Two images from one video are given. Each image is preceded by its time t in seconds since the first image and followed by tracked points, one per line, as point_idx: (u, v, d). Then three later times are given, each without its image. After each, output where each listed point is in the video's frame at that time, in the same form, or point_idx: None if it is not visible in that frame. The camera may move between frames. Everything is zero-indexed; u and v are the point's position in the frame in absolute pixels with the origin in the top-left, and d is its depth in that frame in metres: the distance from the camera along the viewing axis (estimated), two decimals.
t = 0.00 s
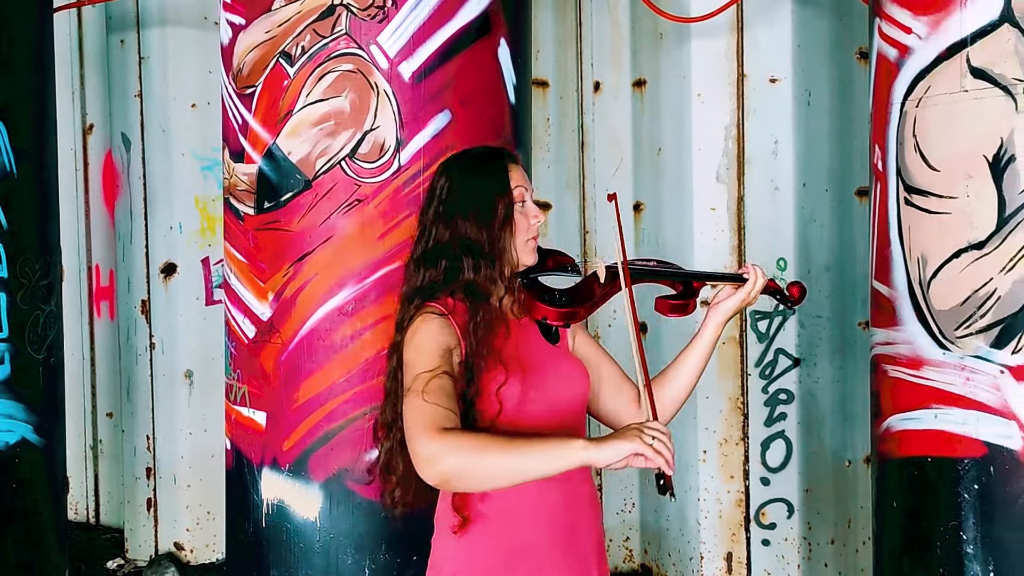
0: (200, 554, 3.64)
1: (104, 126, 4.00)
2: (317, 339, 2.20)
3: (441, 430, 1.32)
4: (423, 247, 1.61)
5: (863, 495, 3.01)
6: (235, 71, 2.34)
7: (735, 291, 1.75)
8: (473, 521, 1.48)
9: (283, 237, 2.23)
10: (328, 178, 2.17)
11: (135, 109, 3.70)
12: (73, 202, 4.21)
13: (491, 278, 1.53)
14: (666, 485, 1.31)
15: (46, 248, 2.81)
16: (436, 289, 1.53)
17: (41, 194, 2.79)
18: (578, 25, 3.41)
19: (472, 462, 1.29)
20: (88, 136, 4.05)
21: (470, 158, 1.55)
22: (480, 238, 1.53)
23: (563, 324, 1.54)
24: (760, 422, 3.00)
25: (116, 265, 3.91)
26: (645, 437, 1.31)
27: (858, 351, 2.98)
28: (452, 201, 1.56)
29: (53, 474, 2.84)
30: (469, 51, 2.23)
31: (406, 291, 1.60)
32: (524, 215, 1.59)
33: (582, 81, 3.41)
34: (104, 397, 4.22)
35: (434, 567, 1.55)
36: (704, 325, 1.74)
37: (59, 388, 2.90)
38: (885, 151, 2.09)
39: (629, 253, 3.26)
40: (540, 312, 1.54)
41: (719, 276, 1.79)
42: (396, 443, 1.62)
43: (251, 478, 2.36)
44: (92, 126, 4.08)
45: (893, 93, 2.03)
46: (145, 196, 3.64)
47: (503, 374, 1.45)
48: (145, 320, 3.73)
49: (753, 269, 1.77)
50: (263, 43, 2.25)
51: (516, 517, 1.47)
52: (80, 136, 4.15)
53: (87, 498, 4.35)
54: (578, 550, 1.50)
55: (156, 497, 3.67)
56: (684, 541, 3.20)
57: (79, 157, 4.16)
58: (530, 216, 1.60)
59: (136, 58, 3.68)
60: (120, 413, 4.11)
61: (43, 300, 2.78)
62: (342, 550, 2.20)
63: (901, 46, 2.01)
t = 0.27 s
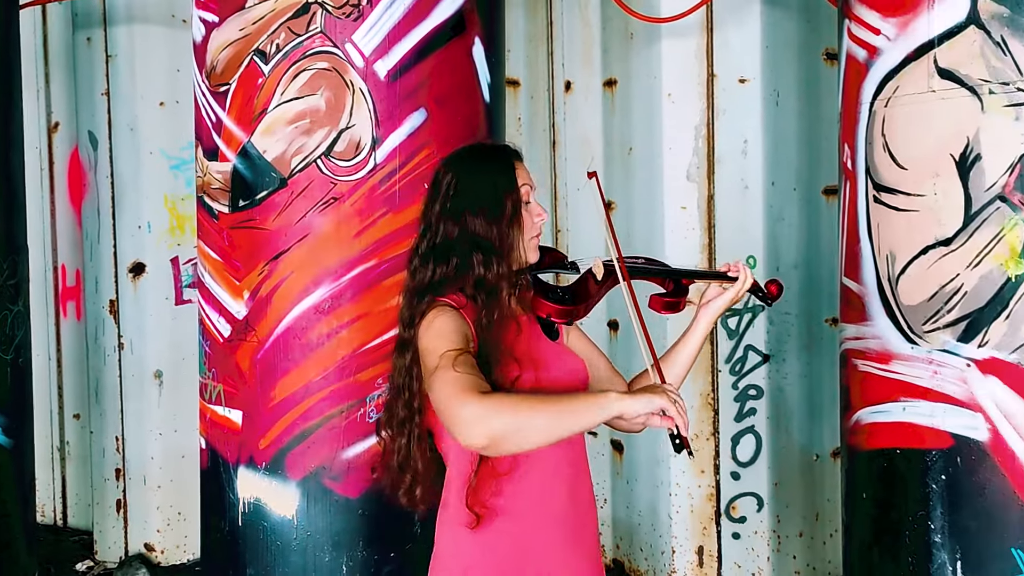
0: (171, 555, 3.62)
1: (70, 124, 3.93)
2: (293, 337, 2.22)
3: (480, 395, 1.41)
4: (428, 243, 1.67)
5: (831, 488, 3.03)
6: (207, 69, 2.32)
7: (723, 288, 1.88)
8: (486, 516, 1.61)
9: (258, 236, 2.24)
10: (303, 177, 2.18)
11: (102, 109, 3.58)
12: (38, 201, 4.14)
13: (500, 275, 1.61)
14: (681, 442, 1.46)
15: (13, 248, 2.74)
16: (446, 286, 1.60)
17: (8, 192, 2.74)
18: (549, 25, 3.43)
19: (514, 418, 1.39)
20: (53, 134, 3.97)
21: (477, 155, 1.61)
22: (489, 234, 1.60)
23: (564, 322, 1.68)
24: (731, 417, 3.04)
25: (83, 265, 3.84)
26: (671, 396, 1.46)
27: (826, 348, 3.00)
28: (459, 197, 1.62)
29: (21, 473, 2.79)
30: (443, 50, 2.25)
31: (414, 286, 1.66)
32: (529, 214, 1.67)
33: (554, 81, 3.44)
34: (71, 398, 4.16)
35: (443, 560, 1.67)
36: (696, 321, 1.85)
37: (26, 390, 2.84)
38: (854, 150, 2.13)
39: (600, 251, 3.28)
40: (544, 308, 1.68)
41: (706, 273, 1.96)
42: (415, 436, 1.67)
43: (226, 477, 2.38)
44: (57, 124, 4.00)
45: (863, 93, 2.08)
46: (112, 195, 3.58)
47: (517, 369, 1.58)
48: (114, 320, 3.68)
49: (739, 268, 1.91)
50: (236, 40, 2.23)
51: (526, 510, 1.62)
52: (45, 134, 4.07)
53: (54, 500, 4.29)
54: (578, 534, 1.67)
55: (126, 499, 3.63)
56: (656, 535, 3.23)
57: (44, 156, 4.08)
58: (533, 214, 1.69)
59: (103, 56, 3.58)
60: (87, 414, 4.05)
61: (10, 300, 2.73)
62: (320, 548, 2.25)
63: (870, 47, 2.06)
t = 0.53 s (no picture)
0: (140, 555, 3.57)
1: (34, 121, 3.87)
2: (267, 334, 2.24)
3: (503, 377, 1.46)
4: (424, 234, 1.69)
5: (797, 481, 3.13)
6: (180, 66, 2.33)
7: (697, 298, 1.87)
8: (479, 510, 1.63)
9: (231, 234, 2.25)
10: (278, 174, 2.20)
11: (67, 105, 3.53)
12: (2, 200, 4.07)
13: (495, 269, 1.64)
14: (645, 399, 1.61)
15: None
16: (442, 278, 1.61)
17: None
18: (519, 24, 3.46)
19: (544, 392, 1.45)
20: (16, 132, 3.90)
21: (475, 150, 1.64)
22: (487, 229, 1.63)
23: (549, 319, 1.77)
24: (700, 412, 3.07)
25: (48, 264, 3.78)
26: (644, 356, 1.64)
27: (792, 343, 3.10)
28: (457, 190, 1.64)
29: None
30: (416, 49, 2.27)
31: (409, 277, 1.68)
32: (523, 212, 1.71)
33: (524, 80, 3.45)
34: (37, 399, 4.10)
35: (433, 551, 1.67)
36: (670, 330, 1.84)
37: None
38: (822, 147, 2.20)
39: (571, 248, 3.31)
40: (530, 307, 1.75)
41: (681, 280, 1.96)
42: (413, 425, 1.67)
43: (200, 475, 2.38)
44: (20, 122, 3.93)
45: (831, 90, 2.14)
46: (78, 194, 3.52)
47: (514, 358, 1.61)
48: (81, 320, 3.57)
49: (705, 275, 1.89)
50: (210, 37, 2.24)
51: (519, 503, 1.64)
52: (8, 131, 3.99)
53: (20, 502, 4.23)
54: (565, 524, 1.71)
55: (94, 500, 3.58)
56: (626, 529, 3.26)
57: (7, 154, 4.01)
58: (526, 212, 1.72)
59: (69, 52, 3.49)
60: (54, 415, 3.99)
61: None
62: (295, 545, 2.26)
63: (838, 46, 2.12)
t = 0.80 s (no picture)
0: (111, 556, 3.54)
1: None
2: (242, 332, 2.23)
3: (514, 378, 1.50)
4: (405, 230, 1.72)
5: (767, 473, 3.20)
6: (152, 64, 2.31)
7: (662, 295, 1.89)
8: (458, 504, 1.65)
9: (205, 232, 2.24)
10: (251, 172, 2.19)
11: (33, 103, 3.47)
12: None
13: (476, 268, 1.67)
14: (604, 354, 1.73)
15: None
16: (424, 274, 1.63)
17: None
18: (490, 22, 3.46)
19: (556, 385, 1.52)
20: None
21: (457, 150, 1.68)
22: (469, 228, 1.67)
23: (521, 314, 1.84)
24: (671, 406, 3.11)
25: (14, 263, 3.72)
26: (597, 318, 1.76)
27: (761, 338, 3.15)
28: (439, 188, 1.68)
29: None
30: (389, 48, 2.29)
31: (389, 273, 1.70)
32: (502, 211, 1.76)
33: (495, 78, 3.45)
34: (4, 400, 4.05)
35: (411, 547, 1.69)
36: (635, 325, 1.86)
37: None
38: (790, 145, 2.25)
39: (543, 245, 3.33)
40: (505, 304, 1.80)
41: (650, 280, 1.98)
42: (390, 423, 1.70)
43: (174, 473, 2.36)
44: None
45: (798, 90, 2.19)
46: (45, 193, 3.47)
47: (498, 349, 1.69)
48: (49, 319, 3.53)
49: (684, 275, 1.90)
50: (182, 36, 2.23)
51: (497, 497, 1.66)
52: None
53: None
54: (540, 517, 1.75)
55: (63, 501, 3.53)
56: (598, 523, 3.29)
57: None
58: (506, 212, 1.77)
59: (35, 49, 3.47)
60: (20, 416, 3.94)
61: None
62: (271, 541, 2.25)
63: (804, 47, 2.17)
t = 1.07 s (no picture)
0: (82, 557, 3.54)
1: None
2: (216, 331, 2.22)
3: (509, 371, 1.54)
4: (384, 233, 1.76)
5: (738, 467, 3.24)
6: (125, 64, 2.29)
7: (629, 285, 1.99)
8: (454, 503, 1.69)
9: (178, 231, 2.23)
10: (225, 172, 2.19)
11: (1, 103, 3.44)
12: None
13: (456, 268, 1.72)
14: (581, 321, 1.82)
15: None
16: (406, 276, 1.67)
17: None
18: (462, 22, 3.46)
19: (549, 375, 1.57)
20: None
21: (434, 152, 1.71)
22: (447, 228, 1.71)
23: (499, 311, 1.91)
24: (643, 402, 3.16)
25: None
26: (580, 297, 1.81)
27: (731, 334, 3.19)
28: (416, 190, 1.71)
29: None
30: (363, 48, 2.30)
31: (370, 276, 1.73)
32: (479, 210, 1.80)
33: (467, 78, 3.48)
34: None
35: (408, 547, 1.72)
36: (606, 315, 1.95)
37: None
38: (758, 144, 2.30)
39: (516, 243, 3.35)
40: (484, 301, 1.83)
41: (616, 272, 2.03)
42: (377, 427, 1.73)
43: (149, 472, 2.35)
44: None
45: (766, 91, 2.23)
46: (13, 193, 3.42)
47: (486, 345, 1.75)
48: (15, 321, 3.40)
49: (645, 267, 2.00)
50: (155, 36, 2.22)
51: (490, 494, 1.71)
52: None
53: None
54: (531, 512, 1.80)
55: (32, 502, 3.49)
56: (572, 519, 3.33)
57: None
58: (482, 211, 1.81)
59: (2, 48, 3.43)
60: None
61: None
62: (246, 539, 2.25)
63: (772, 48, 2.21)
